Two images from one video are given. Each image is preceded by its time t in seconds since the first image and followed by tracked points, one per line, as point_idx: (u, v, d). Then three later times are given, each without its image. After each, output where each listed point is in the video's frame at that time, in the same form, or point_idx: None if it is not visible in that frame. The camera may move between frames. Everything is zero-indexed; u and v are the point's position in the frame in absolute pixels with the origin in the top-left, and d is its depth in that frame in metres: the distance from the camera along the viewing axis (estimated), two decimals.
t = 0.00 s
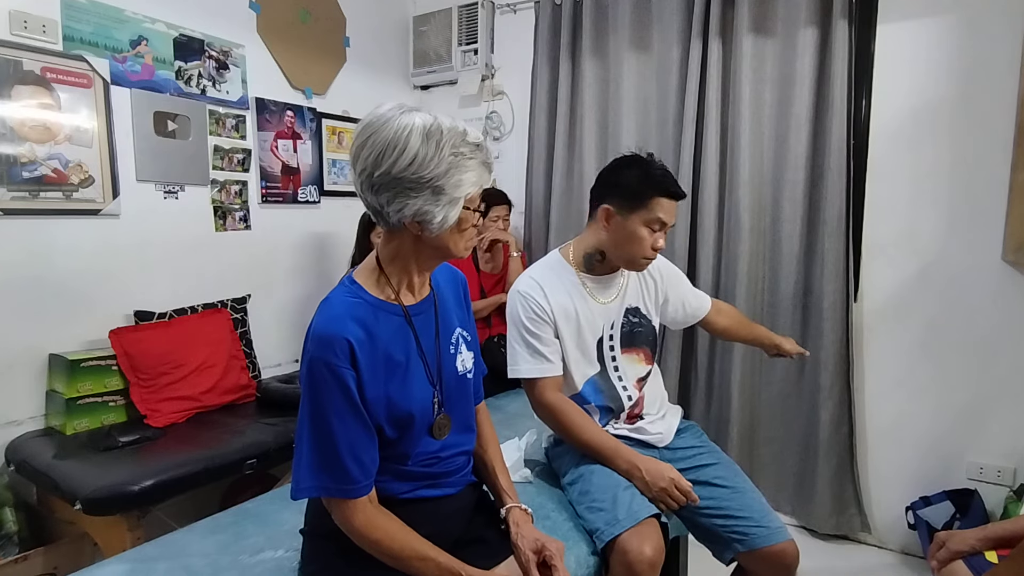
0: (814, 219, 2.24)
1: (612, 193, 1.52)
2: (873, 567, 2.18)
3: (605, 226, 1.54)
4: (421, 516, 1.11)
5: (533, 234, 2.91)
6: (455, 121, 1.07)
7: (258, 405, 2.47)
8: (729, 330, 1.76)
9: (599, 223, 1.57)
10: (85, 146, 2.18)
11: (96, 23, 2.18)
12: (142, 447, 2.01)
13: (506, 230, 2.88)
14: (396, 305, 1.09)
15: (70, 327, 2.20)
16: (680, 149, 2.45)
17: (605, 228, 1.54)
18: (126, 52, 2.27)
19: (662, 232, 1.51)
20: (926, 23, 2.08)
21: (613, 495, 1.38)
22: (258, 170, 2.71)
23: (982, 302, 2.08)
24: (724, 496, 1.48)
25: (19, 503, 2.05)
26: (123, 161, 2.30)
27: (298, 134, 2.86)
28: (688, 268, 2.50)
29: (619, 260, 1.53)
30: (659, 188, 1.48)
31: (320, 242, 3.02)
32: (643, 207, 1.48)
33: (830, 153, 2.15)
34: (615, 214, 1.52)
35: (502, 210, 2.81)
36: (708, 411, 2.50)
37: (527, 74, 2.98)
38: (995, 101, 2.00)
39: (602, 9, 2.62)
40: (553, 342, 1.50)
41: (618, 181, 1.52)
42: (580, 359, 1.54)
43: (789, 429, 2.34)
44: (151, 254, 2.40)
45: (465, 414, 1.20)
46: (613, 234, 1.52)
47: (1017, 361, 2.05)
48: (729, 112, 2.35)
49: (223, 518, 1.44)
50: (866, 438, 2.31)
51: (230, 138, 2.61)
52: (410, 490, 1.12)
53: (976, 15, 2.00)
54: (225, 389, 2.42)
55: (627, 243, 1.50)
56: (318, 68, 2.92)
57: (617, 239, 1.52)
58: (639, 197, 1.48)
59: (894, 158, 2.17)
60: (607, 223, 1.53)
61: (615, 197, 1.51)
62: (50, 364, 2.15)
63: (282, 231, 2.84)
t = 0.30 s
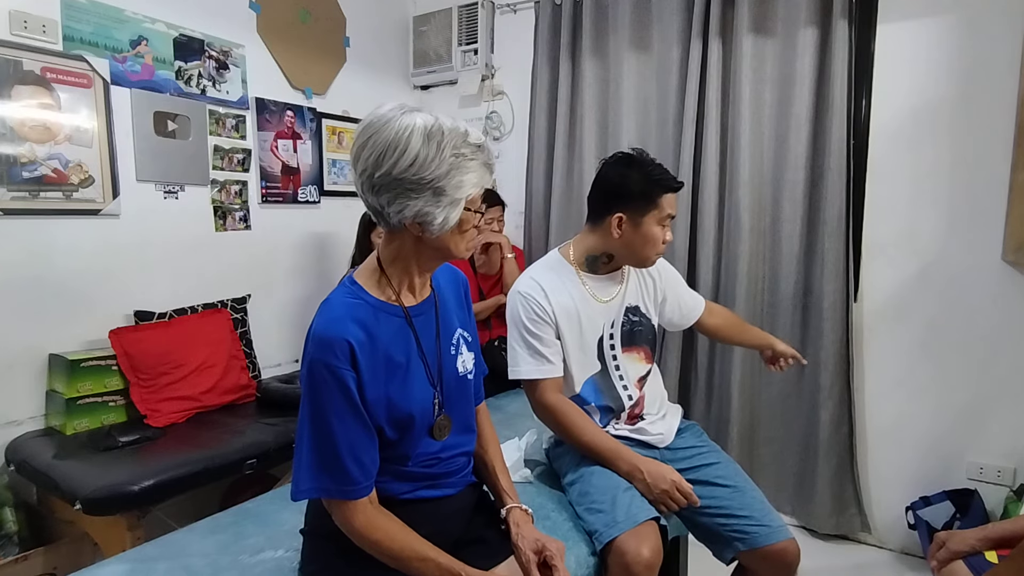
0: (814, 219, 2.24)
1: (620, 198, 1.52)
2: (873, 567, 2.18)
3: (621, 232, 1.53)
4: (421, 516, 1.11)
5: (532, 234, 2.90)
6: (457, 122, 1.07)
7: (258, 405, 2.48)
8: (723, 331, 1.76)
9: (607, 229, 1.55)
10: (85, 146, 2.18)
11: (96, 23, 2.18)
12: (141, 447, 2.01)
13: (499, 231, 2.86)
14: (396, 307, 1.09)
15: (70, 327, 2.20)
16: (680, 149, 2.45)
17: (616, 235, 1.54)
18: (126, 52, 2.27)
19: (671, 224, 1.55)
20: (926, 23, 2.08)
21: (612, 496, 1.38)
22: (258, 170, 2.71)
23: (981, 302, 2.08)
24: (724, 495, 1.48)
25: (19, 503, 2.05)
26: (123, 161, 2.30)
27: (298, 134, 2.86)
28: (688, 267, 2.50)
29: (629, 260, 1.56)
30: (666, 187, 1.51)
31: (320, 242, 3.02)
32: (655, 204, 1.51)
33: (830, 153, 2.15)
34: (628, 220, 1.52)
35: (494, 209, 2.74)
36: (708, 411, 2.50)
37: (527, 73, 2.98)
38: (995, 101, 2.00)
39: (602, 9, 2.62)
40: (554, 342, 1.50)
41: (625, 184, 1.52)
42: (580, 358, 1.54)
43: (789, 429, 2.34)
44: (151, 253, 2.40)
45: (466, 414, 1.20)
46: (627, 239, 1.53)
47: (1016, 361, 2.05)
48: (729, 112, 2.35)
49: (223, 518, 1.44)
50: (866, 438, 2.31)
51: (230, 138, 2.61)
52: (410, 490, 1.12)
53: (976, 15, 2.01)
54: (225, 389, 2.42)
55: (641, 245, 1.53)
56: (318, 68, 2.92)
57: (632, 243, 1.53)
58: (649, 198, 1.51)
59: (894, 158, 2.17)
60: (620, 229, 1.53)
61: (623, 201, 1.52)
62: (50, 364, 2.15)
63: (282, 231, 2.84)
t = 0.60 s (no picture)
0: (814, 219, 2.24)
1: (653, 192, 1.52)
2: (872, 567, 2.18)
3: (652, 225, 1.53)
4: (421, 517, 1.12)
5: (532, 233, 2.90)
6: (463, 124, 1.07)
7: (258, 405, 2.48)
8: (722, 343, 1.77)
9: (638, 222, 1.55)
10: (85, 146, 2.18)
11: (96, 23, 2.18)
12: (141, 447, 2.01)
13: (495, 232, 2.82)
14: (399, 308, 1.09)
15: (70, 327, 2.20)
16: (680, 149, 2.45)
17: (648, 228, 1.54)
18: (125, 52, 2.27)
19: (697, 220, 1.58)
20: (926, 23, 2.08)
21: (609, 497, 1.38)
22: (258, 170, 2.71)
23: (981, 302, 2.08)
24: (727, 496, 1.48)
25: (19, 503, 2.05)
26: (123, 161, 2.30)
27: (298, 134, 2.86)
28: (688, 267, 2.50)
29: (655, 254, 1.58)
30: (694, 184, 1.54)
31: (320, 242, 3.02)
32: (685, 200, 1.53)
33: (830, 153, 2.15)
34: (660, 214, 1.53)
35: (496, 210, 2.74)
36: (708, 411, 2.50)
37: (527, 73, 2.98)
38: (995, 100, 2.00)
39: (602, 9, 2.62)
40: (573, 327, 1.49)
41: (657, 179, 1.52)
42: (594, 346, 1.54)
43: (789, 429, 2.34)
44: (151, 254, 2.40)
45: (467, 416, 1.20)
46: (658, 233, 1.54)
47: (1017, 362, 2.05)
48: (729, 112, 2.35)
49: (224, 518, 1.44)
50: (866, 438, 2.31)
51: (230, 138, 2.61)
52: (411, 492, 1.12)
53: (977, 15, 2.01)
54: (225, 389, 2.42)
55: (671, 239, 1.54)
56: (318, 68, 2.92)
57: (662, 237, 1.54)
58: (681, 193, 1.52)
59: (894, 158, 2.17)
60: (652, 223, 1.53)
61: (656, 195, 1.51)
62: (50, 364, 2.15)
63: (282, 231, 2.84)
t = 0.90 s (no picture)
0: (814, 219, 2.24)
1: (708, 200, 1.56)
2: (871, 567, 2.18)
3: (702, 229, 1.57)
4: (421, 517, 1.11)
5: (532, 234, 2.90)
6: (465, 125, 1.07)
7: (258, 405, 2.48)
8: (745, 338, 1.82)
9: (689, 226, 1.58)
10: (85, 146, 2.18)
11: (96, 23, 2.18)
12: (141, 447, 2.01)
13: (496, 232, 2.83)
14: (399, 309, 1.09)
15: (70, 328, 2.20)
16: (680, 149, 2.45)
17: (699, 234, 1.57)
18: (126, 52, 2.27)
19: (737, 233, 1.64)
20: (926, 23, 2.08)
21: (627, 489, 1.39)
22: (258, 170, 2.71)
23: (981, 301, 2.08)
24: (737, 487, 1.50)
25: (19, 503, 2.05)
26: (123, 161, 2.30)
27: (298, 134, 2.86)
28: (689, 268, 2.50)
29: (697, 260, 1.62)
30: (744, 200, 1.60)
31: (320, 242, 3.02)
32: (734, 212, 1.58)
33: (830, 153, 2.15)
34: (711, 222, 1.57)
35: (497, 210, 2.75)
36: (707, 411, 2.50)
37: (527, 73, 2.98)
38: (995, 100, 2.00)
39: (602, 9, 2.62)
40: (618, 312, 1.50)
41: (712, 189, 1.56)
42: (632, 332, 1.55)
43: (789, 429, 2.34)
44: (151, 254, 2.40)
45: (467, 417, 1.20)
46: (706, 240, 1.58)
47: (1016, 362, 2.05)
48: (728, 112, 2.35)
49: (224, 518, 1.45)
50: (866, 438, 2.31)
51: (230, 138, 2.61)
52: (411, 492, 1.12)
53: (976, 15, 2.01)
54: (225, 389, 2.42)
55: (716, 248, 1.59)
56: (318, 68, 2.92)
57: (709, 244, 1.59)
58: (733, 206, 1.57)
59: (894, 158, 2.17)
60: (703, 229, 1.57)
61: (710, 202, 1.56)
62: (50, 364, 2.15)
63: (282, 231, 2.84)
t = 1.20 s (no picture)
0: (814, 219, 2.24)
1: (742, 206, 1.60)
2: (871, 567, 2.18)
3: (735, 234, 1.60)
4: (421, 516, 1.11)
5: (532, 234, 2.91)
6: (464, 123, 1.07)
7: (258, 405, 2.48)
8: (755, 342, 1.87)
9: (722, 231, 1.61)
10: (85, 146, 2.18)
11: (96, 23, 2.18)
12: (141, 447, 2.01)
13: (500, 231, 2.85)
14: (399, 309, 1.09)
15: (70, 328, 2.20)
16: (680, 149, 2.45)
17: (732, 239, 1.61)
18: (126, 52, 2.27)
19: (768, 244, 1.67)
20: (926, 23, 2.08)
21: (638, 480, 1.40)
22: (258, 170, 2.71)
23: (981, 301, 2.08)
24: (745, 481, 1.51)
25: (19, 503, 2.05)
26: (123, 161, 2.30)
27: (298, 134, 2.86)
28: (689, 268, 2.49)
29: (728, 266, 1.65)
30: (777, 211, 1.64)
31: (320, 242, 3.02)
32: (768, 221, 1.62)
33: (830, 153, 2.15)
34: (744, 229, 1.60)
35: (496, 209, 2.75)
36: (708, 410, 2.50)
37: (527, 74, 2.98)
38: (996, 100, 2.00)
39: (602, 9, 2.62)
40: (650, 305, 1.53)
41: (747, 198, 1.61)
42: (662, 329, 1.58)
43: (789, 429, 2.34)
44: (151, 254, 2.40)
45: (467, 416, 1.20)
46: (739, 245, 1.61)
47: (1017, 362, 2.05)
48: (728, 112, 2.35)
49: (224, 518, 1.44)
50: (866, 438, 2.31)
51: (230, 138, 2.61)
52: (411, 491, 1.12)
53: (976, 15, 2.01)
54: (225, 389, 2.42)
55: (747, 255, 1.62)
56: (318, 68, 2.92)
57: (741, 250, 1.62)
58: (766, 215, 1.61)
59: (894, 158, 2.17)
60: (736, 235, 1.60)
61: (745, 208, 1.60)
62: (50, 364, 2.15)
63: (282, 231, 2.84)
